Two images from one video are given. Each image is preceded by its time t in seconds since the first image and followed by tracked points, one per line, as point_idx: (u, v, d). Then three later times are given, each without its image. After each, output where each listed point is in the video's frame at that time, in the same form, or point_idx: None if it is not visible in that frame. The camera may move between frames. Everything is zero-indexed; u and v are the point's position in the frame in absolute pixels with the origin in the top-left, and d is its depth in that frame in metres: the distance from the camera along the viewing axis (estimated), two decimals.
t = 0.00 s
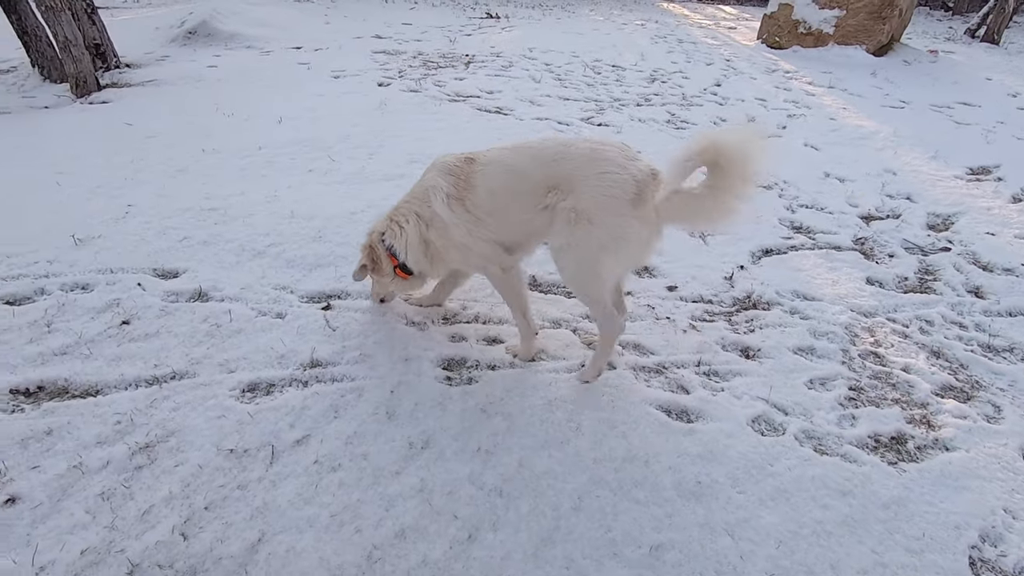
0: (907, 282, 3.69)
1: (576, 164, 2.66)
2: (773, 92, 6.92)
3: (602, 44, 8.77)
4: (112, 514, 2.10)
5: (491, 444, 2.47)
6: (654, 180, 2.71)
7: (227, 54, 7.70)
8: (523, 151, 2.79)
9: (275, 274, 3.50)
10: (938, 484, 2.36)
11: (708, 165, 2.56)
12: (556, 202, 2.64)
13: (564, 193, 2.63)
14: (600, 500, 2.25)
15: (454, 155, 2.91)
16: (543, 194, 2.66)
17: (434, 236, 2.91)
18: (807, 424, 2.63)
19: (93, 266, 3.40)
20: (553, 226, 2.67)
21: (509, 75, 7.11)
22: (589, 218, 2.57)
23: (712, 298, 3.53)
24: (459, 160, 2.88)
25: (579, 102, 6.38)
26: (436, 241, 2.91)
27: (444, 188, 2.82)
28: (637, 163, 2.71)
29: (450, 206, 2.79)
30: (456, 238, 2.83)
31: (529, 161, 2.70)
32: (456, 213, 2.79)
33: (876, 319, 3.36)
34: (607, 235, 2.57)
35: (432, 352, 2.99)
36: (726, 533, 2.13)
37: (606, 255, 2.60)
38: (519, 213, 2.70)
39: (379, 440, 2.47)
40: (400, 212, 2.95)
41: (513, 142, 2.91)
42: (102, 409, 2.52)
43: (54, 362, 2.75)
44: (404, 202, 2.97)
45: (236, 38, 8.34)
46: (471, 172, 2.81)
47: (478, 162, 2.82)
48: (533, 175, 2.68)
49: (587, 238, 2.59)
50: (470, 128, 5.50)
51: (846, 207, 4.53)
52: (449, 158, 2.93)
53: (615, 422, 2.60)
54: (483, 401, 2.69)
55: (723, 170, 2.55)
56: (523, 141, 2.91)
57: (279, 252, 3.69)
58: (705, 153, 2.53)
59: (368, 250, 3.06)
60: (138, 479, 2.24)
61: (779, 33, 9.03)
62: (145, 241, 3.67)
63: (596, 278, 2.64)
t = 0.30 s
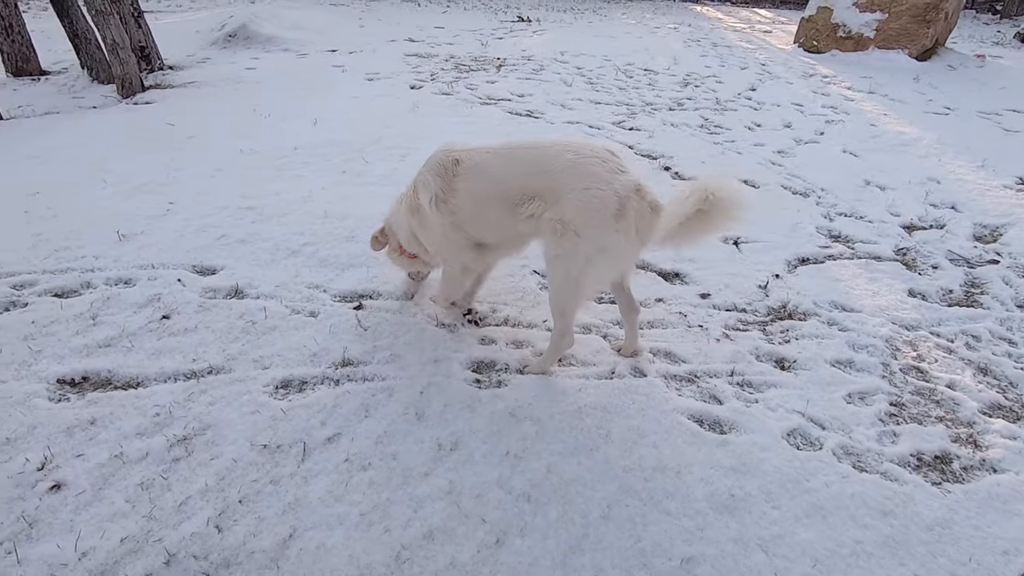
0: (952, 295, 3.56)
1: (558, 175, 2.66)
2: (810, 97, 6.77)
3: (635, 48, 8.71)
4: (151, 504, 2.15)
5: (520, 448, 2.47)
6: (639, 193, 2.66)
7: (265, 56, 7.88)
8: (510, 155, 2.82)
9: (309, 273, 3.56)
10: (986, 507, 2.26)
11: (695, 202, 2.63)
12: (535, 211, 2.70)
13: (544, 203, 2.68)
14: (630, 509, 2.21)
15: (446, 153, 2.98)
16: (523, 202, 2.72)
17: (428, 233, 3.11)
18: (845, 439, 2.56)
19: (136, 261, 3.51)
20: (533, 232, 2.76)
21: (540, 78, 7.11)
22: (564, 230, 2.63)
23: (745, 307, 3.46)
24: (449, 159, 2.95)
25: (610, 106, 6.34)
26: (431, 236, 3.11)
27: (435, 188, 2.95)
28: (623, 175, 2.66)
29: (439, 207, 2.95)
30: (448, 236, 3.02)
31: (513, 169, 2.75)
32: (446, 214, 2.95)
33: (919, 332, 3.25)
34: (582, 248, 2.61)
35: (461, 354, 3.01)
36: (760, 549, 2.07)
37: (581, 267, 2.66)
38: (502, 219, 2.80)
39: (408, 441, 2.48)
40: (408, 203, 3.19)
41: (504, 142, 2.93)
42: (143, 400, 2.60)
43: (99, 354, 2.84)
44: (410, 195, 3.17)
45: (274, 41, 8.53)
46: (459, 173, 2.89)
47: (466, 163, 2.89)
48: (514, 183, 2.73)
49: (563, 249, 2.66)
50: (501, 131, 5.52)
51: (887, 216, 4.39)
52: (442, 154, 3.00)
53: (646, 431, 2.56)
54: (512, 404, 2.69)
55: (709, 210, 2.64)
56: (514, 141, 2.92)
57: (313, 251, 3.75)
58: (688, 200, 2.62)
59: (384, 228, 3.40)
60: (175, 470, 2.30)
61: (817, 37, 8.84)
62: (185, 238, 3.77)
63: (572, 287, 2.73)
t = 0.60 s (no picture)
0: (985, 305, 3.45)
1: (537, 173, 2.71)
2: (838, 100, 6.65)
3: (658, 51, 8.64)
4: (173, 499, 2.19)
5: (537, 452, 2.46)
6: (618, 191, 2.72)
7: (290, 59, 8.01)
8: (494, 153, 2.89)
9: (331, 273, 3.60)
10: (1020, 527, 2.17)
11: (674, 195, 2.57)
12: (513, 207, 2.73)
13: (521, 199, 2.72)
14: (648, 518, 2.18)
15: (437, 148, 3.06)
16: (502, 199, 2.76)
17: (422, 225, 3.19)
18: (871, 452, 2.49)
19: (163, 260, 3.59)
20: (512, 229, 2.80)
21: (562, 81, 7.10)
22: (541, 226, 2.67)
23: (768, 314, 3.40)
24: (438, 154, 3.02)
25: (632, 110, 6.30)
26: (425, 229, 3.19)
27: (424, 182, 3.04)
28: (603, 175, 2.72)
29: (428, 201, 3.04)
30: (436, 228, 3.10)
31: (494, 166, 2.80)
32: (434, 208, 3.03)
33: (949, 343, 3.15)
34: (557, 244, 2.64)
35: (479, 357, 3.01)
36: (781, 562, 2.02)
37: (557, 263, 2.67)
38: (481, 215, 2.84)
39: (425, 443, 2.49)
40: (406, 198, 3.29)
41: (492, 141, 3.00)
42: (167, 397, 2.65)
43: (126, 350, 2.90)
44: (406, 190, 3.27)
45: (300, 44, 8.66)
46: (444, 167, 2.95)
47: (450, 158, 2.95)
48: (493, 180, 2.79)
49: (540, 245, 2.70)
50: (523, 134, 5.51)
51: (917, 223, 4.28)
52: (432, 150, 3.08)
53: (666, 439, 2.53)
54: (529, 409, 2.68)
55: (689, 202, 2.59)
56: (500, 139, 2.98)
57: (335, 252, 3.80)
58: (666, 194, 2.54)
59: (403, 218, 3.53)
60: (197, 466, 2.33)
61: (845, 39, 8.68)
62: (210, 237, 3.84)
63: (552, 285, 2.73)
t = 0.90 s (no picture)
0: (1002, 311, 3.39)
1: (525, 169, 2.74)
2: (851, 103, 6.59)
3: (669, 53, 8.63)
4: (184, 498, 2.21)
5: (545, 455, 2.45)
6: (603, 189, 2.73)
7: (303, 62, 8.09)
8: (486, 149, 2.94)
9: (341, 275, 3.62)
10: None
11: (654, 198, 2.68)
12: (500, 202, 2.77)
13: (509, 194, 2.75)
14: (656, 523, 2.16)
15: (432, 143, 3.12)
16: (491, 193, 2.80)
17: (417, 220, 3.24)
18: (884, 460, 2.45)
19: (176, 260, 3.63)
20: (501, 224, 2.84)
21: (573, 84, 7.10)
22: (527, 222, 2.71)
23: (780, 319, 3.37)
24: (433, 148, 3.08)
25: (643, 112, 6.29)
26: (420, 223, 3.24)
27: (418, 175, 3.10)
28: (589, 172, 2.74)
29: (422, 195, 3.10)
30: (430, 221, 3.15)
31: (484, 161, 2.84)
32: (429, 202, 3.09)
33: (965, 350, 3.10)
34: (542, 239, 2.66)
35: (488, 360, 3.01)
36: (791, 570, 1.99)
37: (542, 258, 2.69)
38: (471, 210, 2.89)
39: (433, 444, 2.49)
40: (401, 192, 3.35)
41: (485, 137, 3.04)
42: (179, 396, 2.67)
43: (139, 349, 2.94)
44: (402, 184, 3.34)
45: (312, 47, 8.74)
46: (437, 162, 3.01)
47: (444, 153, 3.00)
48: (482, 175, 2.83)
49: (527, 240, 2.72)
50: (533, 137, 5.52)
51: (931, 228, 4.22)
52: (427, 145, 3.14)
53: (674, 444, 2.51)
54: (537, 412, 2.68)
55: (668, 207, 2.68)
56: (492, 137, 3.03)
57: (345, 254, 3.83)
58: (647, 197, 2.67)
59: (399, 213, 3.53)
60: (208, 465, 2.35)
61: (859, 42, 8.62)
62: (223, 238, 3.88)
63: (539, 279, 2.75)
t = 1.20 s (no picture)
0: (1012, 316, 3.36)
1: (517, 160, 2.83)
2: (859, 106, 6.57)
3: (675, 56, 8.63)
4: (191, 498, 2.23)
5: (551, 458, 2.45)
6: (591, 182, 2.82)
7: (310, 65, 8.15)
8: (482, 140, 3.04)
9: (348, 277, 3.64)
10: None
11: (627, 208, 2.63)
12: (494, 191, 2.87)
13: (502, 181, 2.85)
14: (662, 527, 2.15)
15: (428, 134, 3.21)
16: (484, 181, 2.89)
17: (411, 209, 3.32)
18: (892, 465, 2.44)
19: (185, 262, 3.66)
20: (493, 211, 2.92)
21: (578, 87, 7.12)
22: (517, 208, 2.79)
23: (787, 322, 3.36)
24: (429, 140, 3.18)
25: (649, 116, 6.29)
26: (414, 213, 3.32)
27: (413, 165, 3.18)
28: (578, 166, 2.83)
29: (415, 181, 3.17)
30: (424, 211, 3.23)
31: (479, 152, 2.94)
32: (421, 189, 3.17)
33: (974, 355, 3.08)
34: (530, 225, 2.74)
35: (493, 362, 3.02)
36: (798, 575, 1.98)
37: (530, 243, 2.77)
38: (465, 199, 2.98)
39: (439, 446, 2.50)
40: (395, 183, 3.44)
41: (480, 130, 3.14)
42: (187, 396, 2.69)
43: (148, 350, 2.96)
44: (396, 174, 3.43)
45: (320, 50, 8.80)
46: (434, 152, 3.10)
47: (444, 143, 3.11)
48: (477, 163, 2.93)
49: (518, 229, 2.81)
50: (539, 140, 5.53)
51: (940, 232, 4.20)
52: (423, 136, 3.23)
53: (680, 448, 2.50)
54: (543, 415, 2.68)
55: (641, 220, 2.62)
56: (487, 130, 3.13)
57: (352, 256, 3.85)
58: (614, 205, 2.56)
59: (379, 208, 3.67)
60: (215, 466, 2.37)
61: (867, 45, 8.62)
62: (230, 240, 3.91)
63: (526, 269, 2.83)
